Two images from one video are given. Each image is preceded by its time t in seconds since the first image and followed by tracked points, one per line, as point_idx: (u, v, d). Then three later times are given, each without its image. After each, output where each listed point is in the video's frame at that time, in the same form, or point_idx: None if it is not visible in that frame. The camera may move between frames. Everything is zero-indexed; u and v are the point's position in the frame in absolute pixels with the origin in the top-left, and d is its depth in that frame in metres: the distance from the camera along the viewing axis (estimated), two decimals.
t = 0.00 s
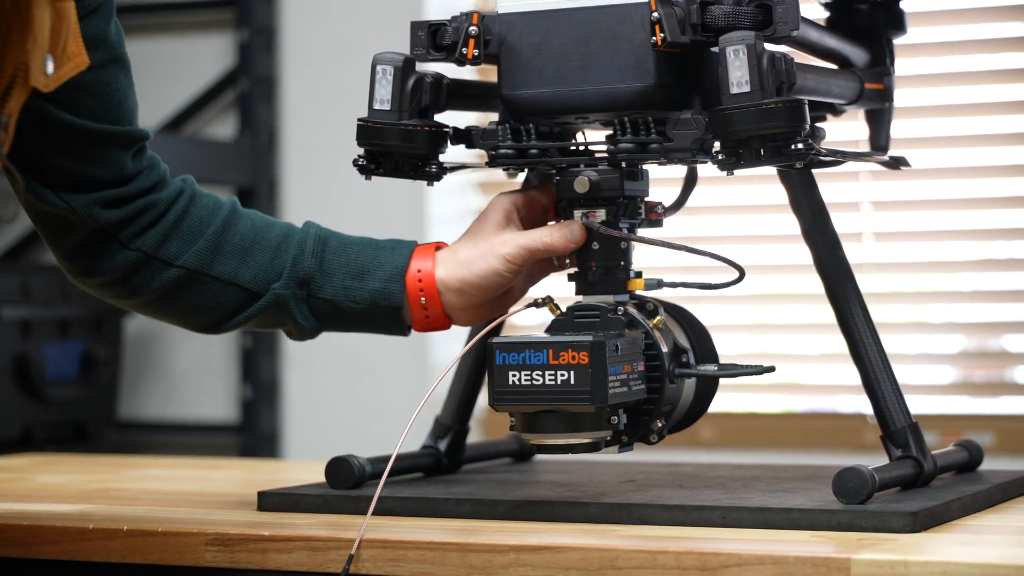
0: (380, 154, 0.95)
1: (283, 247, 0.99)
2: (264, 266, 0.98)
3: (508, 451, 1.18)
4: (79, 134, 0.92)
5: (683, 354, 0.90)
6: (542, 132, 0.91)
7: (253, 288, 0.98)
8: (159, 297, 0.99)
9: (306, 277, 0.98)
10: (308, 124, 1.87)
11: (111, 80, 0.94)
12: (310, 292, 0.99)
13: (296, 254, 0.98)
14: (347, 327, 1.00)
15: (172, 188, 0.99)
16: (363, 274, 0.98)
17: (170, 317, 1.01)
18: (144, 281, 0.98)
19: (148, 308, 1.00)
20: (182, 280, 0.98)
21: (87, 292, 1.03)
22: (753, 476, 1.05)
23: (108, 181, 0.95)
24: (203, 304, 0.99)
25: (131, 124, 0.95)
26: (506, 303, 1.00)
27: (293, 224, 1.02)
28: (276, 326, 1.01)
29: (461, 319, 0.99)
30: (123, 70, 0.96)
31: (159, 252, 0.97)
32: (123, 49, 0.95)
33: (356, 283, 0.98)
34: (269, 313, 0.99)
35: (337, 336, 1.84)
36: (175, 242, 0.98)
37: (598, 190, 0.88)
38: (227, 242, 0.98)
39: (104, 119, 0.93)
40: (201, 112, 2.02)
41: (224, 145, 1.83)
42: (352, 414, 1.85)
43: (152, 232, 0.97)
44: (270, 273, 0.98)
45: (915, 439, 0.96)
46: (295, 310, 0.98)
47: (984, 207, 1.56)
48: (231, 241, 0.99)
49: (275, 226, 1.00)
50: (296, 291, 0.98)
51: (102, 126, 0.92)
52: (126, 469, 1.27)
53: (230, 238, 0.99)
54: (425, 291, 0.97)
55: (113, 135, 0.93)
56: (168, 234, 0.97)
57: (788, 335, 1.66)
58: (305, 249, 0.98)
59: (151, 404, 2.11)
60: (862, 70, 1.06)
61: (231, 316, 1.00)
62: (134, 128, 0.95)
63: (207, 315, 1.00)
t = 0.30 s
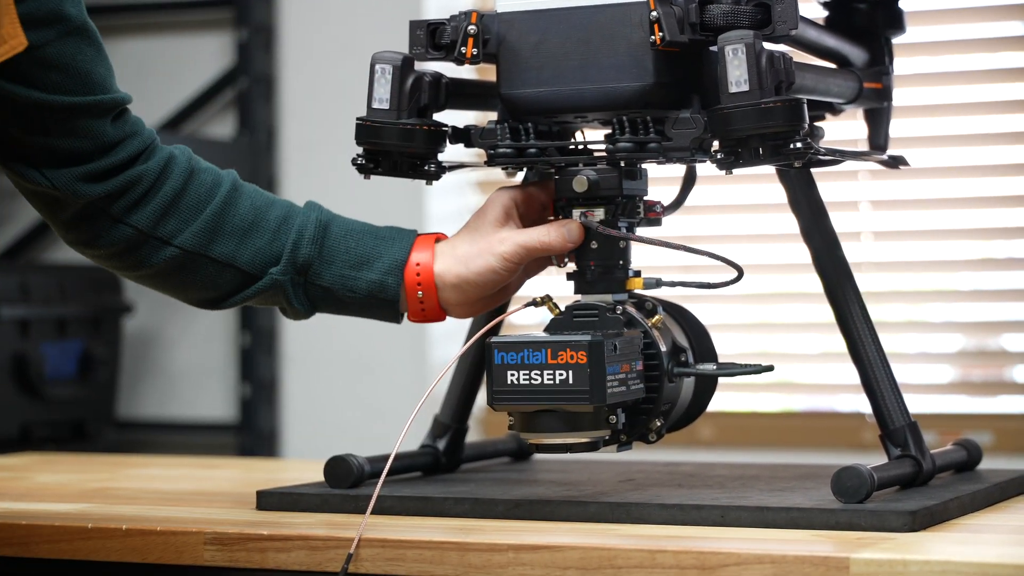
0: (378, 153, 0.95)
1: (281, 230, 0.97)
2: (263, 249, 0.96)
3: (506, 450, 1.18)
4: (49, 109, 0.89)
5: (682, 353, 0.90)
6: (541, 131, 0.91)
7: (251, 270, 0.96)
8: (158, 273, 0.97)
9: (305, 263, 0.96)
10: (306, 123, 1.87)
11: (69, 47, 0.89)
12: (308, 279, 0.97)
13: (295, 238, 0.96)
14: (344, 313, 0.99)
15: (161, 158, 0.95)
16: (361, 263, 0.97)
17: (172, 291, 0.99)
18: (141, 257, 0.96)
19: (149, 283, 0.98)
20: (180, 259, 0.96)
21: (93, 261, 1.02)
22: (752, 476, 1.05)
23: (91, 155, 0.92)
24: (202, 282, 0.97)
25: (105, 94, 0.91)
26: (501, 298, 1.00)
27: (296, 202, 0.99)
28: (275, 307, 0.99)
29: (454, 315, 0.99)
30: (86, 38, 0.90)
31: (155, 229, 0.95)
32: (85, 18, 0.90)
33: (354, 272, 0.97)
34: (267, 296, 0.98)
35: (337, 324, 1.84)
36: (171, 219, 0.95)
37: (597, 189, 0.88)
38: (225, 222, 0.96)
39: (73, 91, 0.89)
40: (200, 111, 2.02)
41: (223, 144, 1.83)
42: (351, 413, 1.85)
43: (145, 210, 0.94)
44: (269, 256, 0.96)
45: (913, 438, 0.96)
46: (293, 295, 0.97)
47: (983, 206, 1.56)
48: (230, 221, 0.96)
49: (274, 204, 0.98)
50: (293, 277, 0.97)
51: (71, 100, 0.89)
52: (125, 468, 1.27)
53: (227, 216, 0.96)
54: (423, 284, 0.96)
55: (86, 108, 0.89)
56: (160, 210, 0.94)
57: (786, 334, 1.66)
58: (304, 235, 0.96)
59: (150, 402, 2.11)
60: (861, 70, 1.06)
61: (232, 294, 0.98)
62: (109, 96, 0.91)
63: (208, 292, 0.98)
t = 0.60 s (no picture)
0: (378, 153, 0.95)
1: (279, 227, 0.97)
2: (260, 246, 0.96)
3: (506, 450, 1.18)
4: (41, 106, 0.89)
5: (681, 353, 0.90)
6: (541, 130, 0.91)
7: (249, 267, 0.96)
8: (156, 270, 0.97)
9: (303, 260, 0.96)
10: (306, 122, 1.87)
11: (56, 44, 0.88)
12: (307, 276, 0.97)
13: (293, 236, 0.96)
14: (342, 310, 0.99)
15: (155, 154, 0.94)
16: (361, 262, 0.97)
17: (171, 288, 0.99)
18: (138, 254, 0.96)
19: (148, 280, 0.98)
20: (178, 256, 0.96)
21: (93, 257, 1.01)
22: (752, 475, 1.05)
23: (84, 152, 0.92)
24: (200, 279, 0.97)
25: (96, 89, 0.90)
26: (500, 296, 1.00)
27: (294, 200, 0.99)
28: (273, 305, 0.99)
29: (453, 313, 0.99)
30: (74, 34, 0.90)
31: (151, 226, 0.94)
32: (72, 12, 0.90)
33: (353, 271, 0.97)
34: (265, 294, 0.98)
35: (335, 321, 1.84)
36: (167, 216, 0.95)
37: (596, 189, 0.88)
38: (222, 219, 0.96)
39: (62, 87, 0.89)
40: (200, 111, 2.02)
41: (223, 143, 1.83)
42: (350, 412, 1.85)
43: (141, 207, 0.94)
44: (267, 254, 0.96)
45: (913, 438, 0.96)
46: (291, 293, 0.97)
47: (983, 206, 1.56)
48: (228, 219, 0.96)
49: (272, 202, 0.98)
50: (292, 275, 0.97)
51: (61, 97, 0.88)
52: (125, 468, 1.27)
53: (225, 213, 0.96)
54: (421, 282, 0.96)
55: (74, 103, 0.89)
56: (156, 207, 0.94)
57: (786, 334, 1.66)
58: (301, 234, 0.96)
59: (150, 402, 2.11)
60: (861, 69, 1.06)
61: (230, 291, 0.98)
62: (99, 91, 0.90)
63: (206, 289, 0.98)
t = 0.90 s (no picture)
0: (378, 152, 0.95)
1: (279, 226, 0.97)
2: (260, 245, 0.96)
3: (506, 450, 1.18)
4: (38, 106, 0.88)
5: (681, 353, 0.90)
6: (541, 130, 0.91)
7: (248, 267, 0.96)
8: (155, 269, 0.97)
9: (304, 260, 0.96)
10: (306, 122, 1.87)
11: (54, 44, 0.88)
12: (306, 276, 0.97)
13: (293, 235, 0.96)
14: (342, 310, 1.00)
15: (153, 153, 0.94)
16: (360, 261, 0.97)
17: (171, 287, 0.99)
18: (137, 254, 0.96)
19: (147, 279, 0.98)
20: (177, 256, 0.96)
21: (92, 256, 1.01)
22: (752, 475, 1.05)
23: (82, 151, 0.92)
24: (199, 279, 0.97)
25: (94, 88, 0.90)
26: (500, 295, 1.00)
27: (293, 199, 0.99)
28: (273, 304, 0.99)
29: (453, 313, 0.99)
30: (71, 34, 0.90)
31: (150, 225, 0.94)
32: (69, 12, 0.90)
33: (352, 270, 0.97)
34: (265, 293, 0.98)
35: (335, 324, 1.84)
36: (166, 215, 0.95)
37: (596, 188, 0.88)
38: (222, 218, 0.96)
39: (59, 87, 0.89)
40: (200, 111, 2.02)
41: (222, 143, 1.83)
42: (349, 412, 1.85)
43: (140, 206, 0.94)
44: (267, 253, 0.96)
45: (913, 438, 0.96)
46: (290, 293, 0.97)
47: (983, 205, 1.56)
48: (228, 218, 0.96)
49: (271, 200, 0.98)
50: (291, 274, 0.97)
51: (59, 96, 0.88)
52: (125, 468, 1.27)
53: (225, 212, 0.96)
54: (421, 281, 0.96)
55: (73, 103, 0.89)
56: (155, 206, 0.94)
57: (786, 334, 1.66)
58: (301, 233, 0.96)
59: (150, 402, 2.11)
60: (861, 69, 1.06)
61: (229, 290, 0.98)
62: (97, 90, 0.90)
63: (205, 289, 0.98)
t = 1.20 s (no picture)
0: (378, 153, 0.95)
1: (268, 228, 0.95)
2: (249, 247, 0.95)
3: (506, 451, 1.18)
4: (30, 107, 0.89)
5: (680, 354, 0.90)
6: (540, 131, 0.91)
7: (237, 269, 0.95)
8: (147, 270, 0.96)
9: (291, 262, 0.95)
10: (306, 123, 1.87)
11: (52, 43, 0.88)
12: (295, 279, 0.96)
13: (282, 237, 0.95)
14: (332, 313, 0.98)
15: (142, 153, 0.94)
16: (349, 262, 0.95)
17: (163, 289, 0.98)
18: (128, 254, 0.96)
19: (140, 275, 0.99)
20: (166, 257, 0.95)
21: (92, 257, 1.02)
22: (751, 476, 1.05)
23: (74, 152, 0.92)
24: (190, 280, 0.96)
25: (86, 90, 0.90)
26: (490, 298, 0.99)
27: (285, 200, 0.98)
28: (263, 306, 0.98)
29: (440, 316, 0.97)
30: (66, 35, 0.90)
31: (139, 226, 0.94)
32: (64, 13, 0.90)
33: (341, 272, 0.95)
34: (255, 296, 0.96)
35: (333, 327, 1.85)
36: (156, 216, 0.94)
37: (596, 189, 0.88)
38: (211, 220, 0.95)
39: (51, 87, 0.89)
40: (200, 112, 2.02)
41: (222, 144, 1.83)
42: (349, 412, 1.85)
43: (129, 208, 0.94)
44: (255, 255, 0.95)
45: (913, 439, 0.96)
46: (279, 294, 0.96)
47: (983, 206, 1.56)
48: (217, 220, 0.95)
49: (260, 202, 0.97)
50: (280, 276, 0.96)
51: (50, 97, 0.88)
52: (125, 468, 1.27)
53: (215, 214, 0.95)
54: (409, 283, 0.94)
55: (64, 105, 0.89)
56: (143, 208, 0.94)
57: (785, 334, 1.66)
58: (290, 234, 0.95)
59: (150, 403, 2.11)
60: (861, 70, 1.06)
61: (220, 292, 0.97)
62: (89, 92, 0.90)
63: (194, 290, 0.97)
